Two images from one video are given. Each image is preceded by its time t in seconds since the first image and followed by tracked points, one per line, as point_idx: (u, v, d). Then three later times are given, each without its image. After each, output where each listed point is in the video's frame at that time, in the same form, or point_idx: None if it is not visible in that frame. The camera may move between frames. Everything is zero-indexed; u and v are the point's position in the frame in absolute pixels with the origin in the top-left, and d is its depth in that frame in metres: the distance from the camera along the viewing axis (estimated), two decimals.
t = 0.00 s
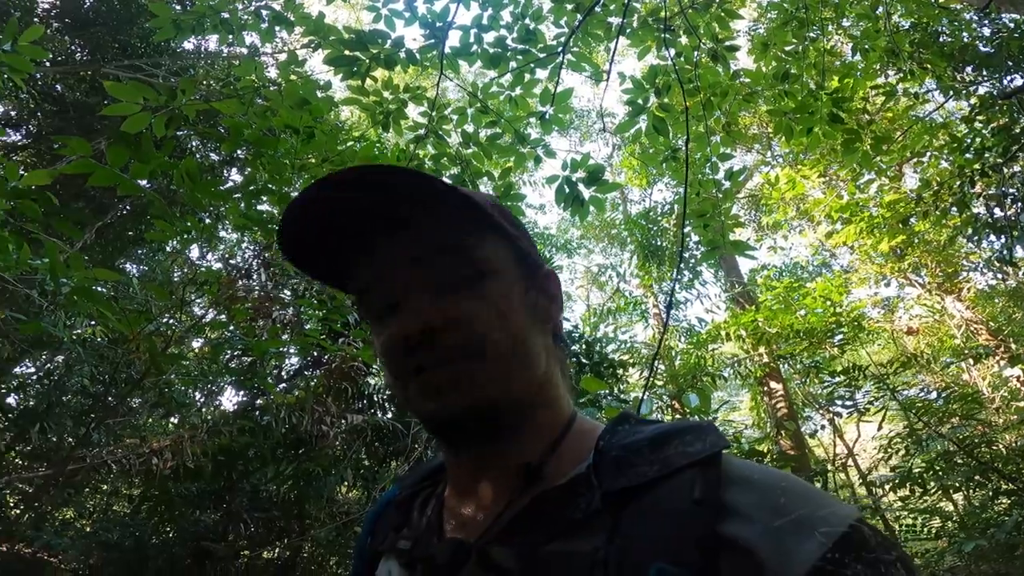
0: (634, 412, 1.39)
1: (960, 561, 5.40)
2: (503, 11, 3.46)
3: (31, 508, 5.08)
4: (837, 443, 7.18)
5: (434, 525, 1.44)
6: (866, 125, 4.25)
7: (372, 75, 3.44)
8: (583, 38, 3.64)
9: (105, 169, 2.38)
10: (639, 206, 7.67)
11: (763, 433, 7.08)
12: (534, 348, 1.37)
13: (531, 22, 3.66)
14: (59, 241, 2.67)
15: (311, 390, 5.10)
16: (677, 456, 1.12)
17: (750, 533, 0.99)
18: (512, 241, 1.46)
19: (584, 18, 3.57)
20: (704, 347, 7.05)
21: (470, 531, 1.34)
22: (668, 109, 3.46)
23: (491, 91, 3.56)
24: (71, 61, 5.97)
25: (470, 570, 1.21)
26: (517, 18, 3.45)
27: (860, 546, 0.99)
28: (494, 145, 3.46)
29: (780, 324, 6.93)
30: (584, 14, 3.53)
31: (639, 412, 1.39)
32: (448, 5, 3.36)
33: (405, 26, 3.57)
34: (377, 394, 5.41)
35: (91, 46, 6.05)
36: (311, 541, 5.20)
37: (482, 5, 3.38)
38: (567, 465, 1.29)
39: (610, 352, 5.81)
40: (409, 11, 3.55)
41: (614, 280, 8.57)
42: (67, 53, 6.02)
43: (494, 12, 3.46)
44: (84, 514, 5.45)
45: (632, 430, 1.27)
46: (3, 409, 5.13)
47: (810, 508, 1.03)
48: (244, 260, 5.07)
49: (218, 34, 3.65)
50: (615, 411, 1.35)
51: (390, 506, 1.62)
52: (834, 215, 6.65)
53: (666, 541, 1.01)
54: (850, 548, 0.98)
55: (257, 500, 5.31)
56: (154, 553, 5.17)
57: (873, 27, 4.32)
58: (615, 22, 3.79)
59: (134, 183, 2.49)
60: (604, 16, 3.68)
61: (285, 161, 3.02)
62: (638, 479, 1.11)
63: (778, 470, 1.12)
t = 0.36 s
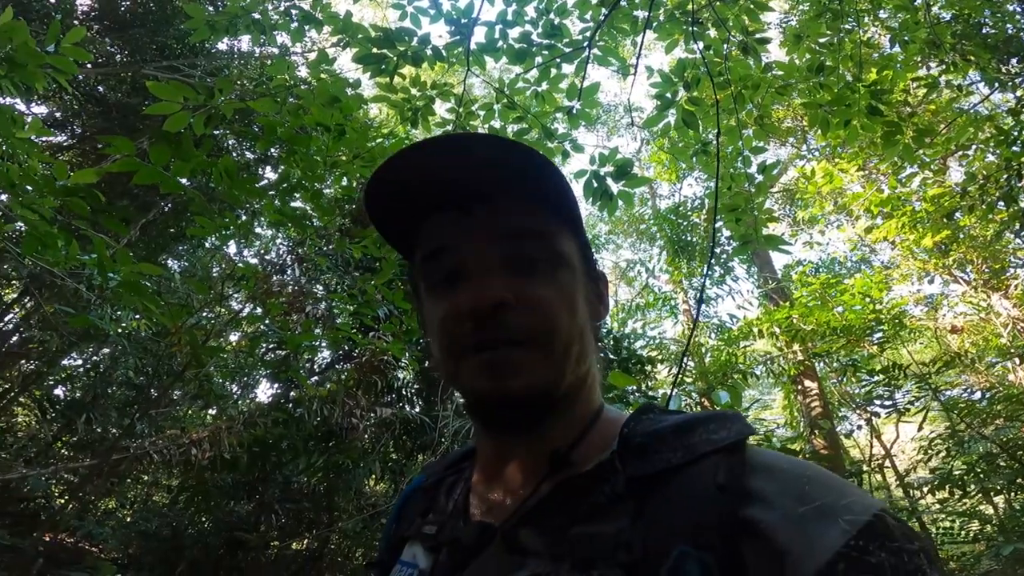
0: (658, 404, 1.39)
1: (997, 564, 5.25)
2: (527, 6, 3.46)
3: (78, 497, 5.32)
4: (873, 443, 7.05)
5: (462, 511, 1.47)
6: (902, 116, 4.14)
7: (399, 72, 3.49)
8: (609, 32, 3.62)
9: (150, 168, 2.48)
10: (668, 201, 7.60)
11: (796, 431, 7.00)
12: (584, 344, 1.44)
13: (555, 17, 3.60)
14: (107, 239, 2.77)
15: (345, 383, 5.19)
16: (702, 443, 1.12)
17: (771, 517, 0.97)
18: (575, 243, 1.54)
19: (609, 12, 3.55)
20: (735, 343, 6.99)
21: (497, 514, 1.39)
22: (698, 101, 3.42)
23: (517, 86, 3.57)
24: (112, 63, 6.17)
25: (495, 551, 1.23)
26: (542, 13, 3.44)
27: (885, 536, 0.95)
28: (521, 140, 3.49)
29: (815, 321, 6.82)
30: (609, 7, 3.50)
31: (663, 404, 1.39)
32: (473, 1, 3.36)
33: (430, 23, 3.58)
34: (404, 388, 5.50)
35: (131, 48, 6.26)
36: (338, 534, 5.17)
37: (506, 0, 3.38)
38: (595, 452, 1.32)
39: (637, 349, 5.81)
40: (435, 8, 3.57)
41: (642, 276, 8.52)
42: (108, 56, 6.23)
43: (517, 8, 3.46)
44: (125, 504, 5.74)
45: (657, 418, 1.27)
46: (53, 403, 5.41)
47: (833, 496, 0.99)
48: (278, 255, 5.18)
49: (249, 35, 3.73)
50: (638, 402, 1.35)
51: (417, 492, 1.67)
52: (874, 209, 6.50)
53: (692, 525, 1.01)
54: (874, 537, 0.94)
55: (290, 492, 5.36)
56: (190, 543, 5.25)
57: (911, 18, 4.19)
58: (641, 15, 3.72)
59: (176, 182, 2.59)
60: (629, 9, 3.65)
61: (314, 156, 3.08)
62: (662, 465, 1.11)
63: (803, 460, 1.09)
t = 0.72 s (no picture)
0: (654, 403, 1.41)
1: (1007, 562, 5.20)
2: (528, 4, 3.45)
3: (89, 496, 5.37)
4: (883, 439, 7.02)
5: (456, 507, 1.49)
6: (908, 110, 4.12)
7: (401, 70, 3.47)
8: (610, 29, 3.62)
9: (156, 169, 2.50)
10: (675, 197, 7.58)
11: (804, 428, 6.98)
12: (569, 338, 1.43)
13: (557, 14, 3.60)
14: (116, 240, 2.80)
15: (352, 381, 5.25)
16: (693, 443, 1.13)
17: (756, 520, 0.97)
18: (556, 233, 1.51)
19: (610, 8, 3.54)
20: (742, 339, 6.98)
21: (489, 511, 1.40)
22: (700, 97, 3.41)
23: (519, 84, 3.57)
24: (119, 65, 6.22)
25: (484, 547, 1.22)
26: (542, 10, 3.44)
27: (870, 541, 0.94)
28: (524, 138, 3.50)
29: (823, 317, 6.80)
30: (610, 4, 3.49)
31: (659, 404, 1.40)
32: None
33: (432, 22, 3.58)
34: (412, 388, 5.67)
35: (135, 50, 6.34)
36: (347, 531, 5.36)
37: None
38: (587, 451, 1.33)
39: (643, 346, 5.80)
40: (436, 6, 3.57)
41: (649, 272, 8.50)
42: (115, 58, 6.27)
43: (518, 5, 3.45)
44: (136, 503, 5.80)
45: (651, 417, 1.28)
46: (64, 403, 5.47)
47: (822, 501, 1.00)
48: (285, 255, 5.22)
49: (252, 35, 3.75)
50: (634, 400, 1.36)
51: (414, 485, 1.70)
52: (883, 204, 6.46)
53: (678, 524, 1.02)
54: (858, 542, 0.94)
55: (298, 490, 5.36)
56: (201, 541, 5.16)
57: (917, 11, 4.15)
58: (642, 11, 3.72)
59: (182, 183, 2.61)
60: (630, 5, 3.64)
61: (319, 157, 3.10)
62: (653, 464, 1.12)
63: (794, 465, 1.10)
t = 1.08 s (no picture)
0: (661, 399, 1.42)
1: (1008, 562, 5.20)
2: (530, 4, 3.46)
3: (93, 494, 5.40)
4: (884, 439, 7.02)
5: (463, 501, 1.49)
6: (910, 110, 4.12)
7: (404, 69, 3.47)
8: (612, 29, 3.63)
9: (163, 168, 2.49)
10: (677, 197, 7.59)
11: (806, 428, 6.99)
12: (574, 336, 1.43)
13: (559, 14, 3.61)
14: (120, 239, 2.79)
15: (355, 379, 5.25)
16: (700, 439, 1.15)
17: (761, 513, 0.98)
18: (562, 230, 1.51)
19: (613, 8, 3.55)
20: (745, 339, 6.96)
21: (494, 505, 1.41)
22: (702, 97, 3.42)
23: (522, 84, 3.58)
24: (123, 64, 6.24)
25: (490, 540, 1.22)
26: (545, 11, 3.45)
27: (873, 535, 0.95)
28: (526, 138, 3.51)
29: (825, 317, 6.80)
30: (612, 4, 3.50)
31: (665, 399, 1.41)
32: None
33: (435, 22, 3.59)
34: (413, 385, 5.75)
35: (139, 49, 6.35)
36: (348, 530, 5.40)
37: None
38: (593, 446, 1.34)
39: (645, 345, 5.81)
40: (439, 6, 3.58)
41: (651, 272, 8.51)
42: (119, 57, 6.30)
43: (521, 5, 3.46)
44: (139, 501, 5.82)
45: (658, 412, 1.30)
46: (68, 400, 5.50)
47: (828, 495, 1.00)
48: (288, 254, 5.23)
49: (256, 35, 3.77)
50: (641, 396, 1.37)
51: (422, 479, 1.71)
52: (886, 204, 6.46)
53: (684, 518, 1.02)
54: (862, 538, 0.94)
55: (300, 488, 5.40)
56: (204, 539, 5.26)
57: (920, 12, 4.15)
58: (644, 11, 3.73)
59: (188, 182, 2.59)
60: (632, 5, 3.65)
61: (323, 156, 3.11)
62: (660, 459, 1.14)
63: (801, 461, 1.10)
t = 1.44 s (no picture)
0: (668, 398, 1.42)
1: (1008, 566, 5.18)
2: (536, 3, 3.45)
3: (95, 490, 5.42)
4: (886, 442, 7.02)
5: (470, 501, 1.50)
6: (916, 112, 4.10)
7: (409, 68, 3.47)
8: (618, 29, 3.61)
9: (168, 166, 2.50)
10: (681, 197, 7.58)
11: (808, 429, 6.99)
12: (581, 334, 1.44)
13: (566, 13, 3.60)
14: (126, 236, 2.81)
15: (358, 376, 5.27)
16: (705, 439, 1.15)
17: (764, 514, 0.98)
18: (568, 230, 1.51)
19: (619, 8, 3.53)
20: (748, 340, 6.95)
21: (501, 504, 1.42)
22: (707, 97, 3.41)
23: (527, 84, 3.58)
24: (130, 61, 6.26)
25: (495, 539, 1.23)
26: (551, 10, 3.43)
27: (877, 537, 0.94)
28: (531, 137, 3.52)
29: (829, 318, 6.79)
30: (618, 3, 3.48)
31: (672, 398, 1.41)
32: None
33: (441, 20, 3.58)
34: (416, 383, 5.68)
35: (146, 47, 6.39)
36: (350, 527, 5.39)
37: None
38: (599, 445, 1.34)
39: (648, 345, 5.80)
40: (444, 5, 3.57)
41: (654, 272, 8.50)
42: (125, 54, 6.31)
43: (527, 4, 3.45)
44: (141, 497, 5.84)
45: (664, 413, 1.30)
46: (72, 396, 5.53)
47: (833, 497, 1.00)
48: (292, 251, 5.24)
49: (260, 33, 3.77)
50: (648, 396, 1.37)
51: (429, 478, 1.72)
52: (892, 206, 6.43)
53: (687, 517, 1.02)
54: (867, 540, 0.93)
55: (301, 485, 5.44)
56: (205, 535, 5.31)
57: (929, 12, 4.12)
58: (650, 11, 3.72)
59: (193, 178, 2.60)
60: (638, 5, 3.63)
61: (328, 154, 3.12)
62: (665, 459, 1.14)
63: (807, 461, 1.10)
